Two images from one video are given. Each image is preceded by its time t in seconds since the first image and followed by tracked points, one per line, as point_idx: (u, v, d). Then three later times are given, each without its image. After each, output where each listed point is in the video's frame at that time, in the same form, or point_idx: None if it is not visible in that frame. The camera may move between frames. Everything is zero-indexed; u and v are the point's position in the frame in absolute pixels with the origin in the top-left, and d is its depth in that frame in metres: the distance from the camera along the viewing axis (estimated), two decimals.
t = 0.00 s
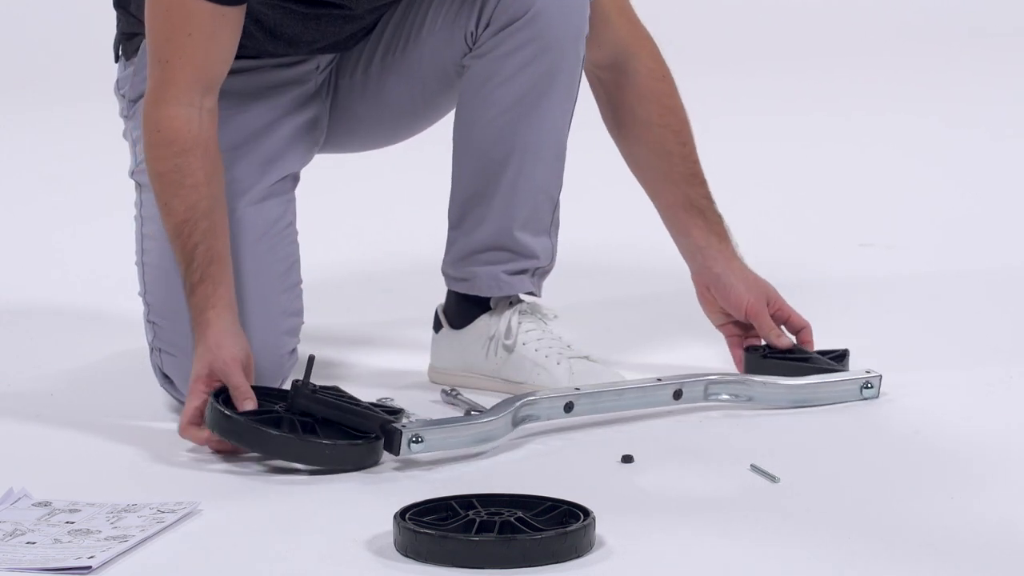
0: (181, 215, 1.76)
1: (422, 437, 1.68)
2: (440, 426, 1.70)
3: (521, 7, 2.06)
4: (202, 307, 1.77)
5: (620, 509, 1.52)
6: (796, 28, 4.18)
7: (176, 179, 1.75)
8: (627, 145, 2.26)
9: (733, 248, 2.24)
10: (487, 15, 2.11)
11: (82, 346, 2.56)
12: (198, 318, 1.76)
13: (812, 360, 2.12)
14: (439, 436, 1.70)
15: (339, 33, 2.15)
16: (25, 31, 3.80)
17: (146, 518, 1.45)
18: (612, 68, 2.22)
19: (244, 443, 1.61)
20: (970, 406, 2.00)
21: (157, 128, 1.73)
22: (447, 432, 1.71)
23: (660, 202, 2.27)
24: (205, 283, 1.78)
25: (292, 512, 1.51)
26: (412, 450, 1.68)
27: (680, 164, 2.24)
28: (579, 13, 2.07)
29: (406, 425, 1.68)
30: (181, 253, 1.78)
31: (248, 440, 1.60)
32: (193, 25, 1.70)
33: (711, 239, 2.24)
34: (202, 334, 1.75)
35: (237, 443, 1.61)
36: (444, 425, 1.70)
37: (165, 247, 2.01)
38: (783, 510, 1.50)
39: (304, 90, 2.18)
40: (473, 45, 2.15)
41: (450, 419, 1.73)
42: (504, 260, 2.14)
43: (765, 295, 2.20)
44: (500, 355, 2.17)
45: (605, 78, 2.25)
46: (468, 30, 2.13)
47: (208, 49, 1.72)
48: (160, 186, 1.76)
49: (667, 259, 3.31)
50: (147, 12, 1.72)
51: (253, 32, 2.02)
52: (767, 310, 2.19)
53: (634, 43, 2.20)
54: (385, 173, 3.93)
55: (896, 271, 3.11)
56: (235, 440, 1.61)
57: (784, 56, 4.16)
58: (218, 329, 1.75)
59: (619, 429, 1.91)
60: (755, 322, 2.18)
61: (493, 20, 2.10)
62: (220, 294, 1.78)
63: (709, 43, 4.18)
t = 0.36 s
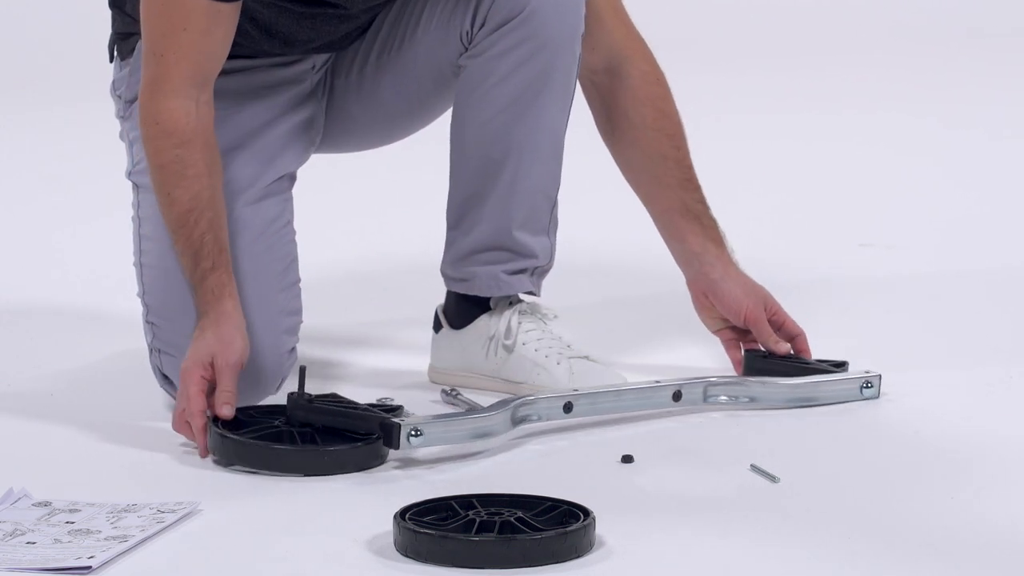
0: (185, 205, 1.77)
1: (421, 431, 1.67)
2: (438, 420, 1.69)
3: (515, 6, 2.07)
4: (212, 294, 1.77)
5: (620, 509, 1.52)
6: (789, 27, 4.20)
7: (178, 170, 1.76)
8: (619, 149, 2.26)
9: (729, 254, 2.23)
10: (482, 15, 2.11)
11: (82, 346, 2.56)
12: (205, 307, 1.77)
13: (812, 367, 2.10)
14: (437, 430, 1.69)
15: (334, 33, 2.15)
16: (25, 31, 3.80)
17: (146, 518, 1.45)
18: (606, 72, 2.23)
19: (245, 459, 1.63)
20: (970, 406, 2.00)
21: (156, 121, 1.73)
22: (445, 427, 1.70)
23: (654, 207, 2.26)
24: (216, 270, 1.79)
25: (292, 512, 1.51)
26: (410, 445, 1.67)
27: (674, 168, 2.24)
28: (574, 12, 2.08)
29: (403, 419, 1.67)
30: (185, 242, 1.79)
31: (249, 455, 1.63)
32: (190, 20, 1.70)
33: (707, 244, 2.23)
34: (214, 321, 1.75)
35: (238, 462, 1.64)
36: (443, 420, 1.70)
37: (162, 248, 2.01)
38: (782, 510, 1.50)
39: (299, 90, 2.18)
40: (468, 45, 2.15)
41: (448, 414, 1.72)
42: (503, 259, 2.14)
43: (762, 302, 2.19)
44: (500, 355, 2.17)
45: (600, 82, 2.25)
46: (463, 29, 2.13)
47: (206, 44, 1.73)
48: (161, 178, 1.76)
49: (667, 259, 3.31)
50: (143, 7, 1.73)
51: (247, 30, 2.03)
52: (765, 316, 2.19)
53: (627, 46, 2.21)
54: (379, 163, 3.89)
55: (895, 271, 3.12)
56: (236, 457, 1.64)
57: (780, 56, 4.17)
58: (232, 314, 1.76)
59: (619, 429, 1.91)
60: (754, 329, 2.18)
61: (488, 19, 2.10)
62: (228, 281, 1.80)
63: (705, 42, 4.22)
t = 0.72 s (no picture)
0: (192, 212, 1.77)
1: (437, 431, 1.67)
2: (455, 421, 1.69)
3: (510, 7, 2.07)
4: (221, 303, 1.77)
5: (621, 508, 1.52)
6: (787, 28, 4.06)
7: (183, 178, 1.76)
8: (622, 151, 2.25)
9: (738, 255, 2.22)
10: (477, 16, 2.11)
11: (82, 347, 2.56)
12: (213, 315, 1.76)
13: (824, 370, 2.12)
14: (454, 431, 1.69)
15: (330, 35, 2.15)
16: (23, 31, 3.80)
17: (146, 518, 1.45)
18: (607, 75, 2.23)
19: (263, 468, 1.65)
20: (971, 407, 2.00)
21: (159, 127, 1.73)
22: (460, 427, 1.69)
23: (660, 210, 2.25)
24: (224, 278, 1.79)
25: (293, 512, 1.51)
26: (428, 445, 1.66)
27: (679, 170, 2.23)
28: (570, 12, 2.07)
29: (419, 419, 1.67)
30: (190, 251, 1.78)
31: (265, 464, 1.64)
32: (193, 26, 1.70)
33: (714, 247, 2.22)
34: (225, 330, 1.75)
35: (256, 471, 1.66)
36: (460, 421, 1.69)
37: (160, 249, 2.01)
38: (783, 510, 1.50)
39: (293, 92, 2.18)
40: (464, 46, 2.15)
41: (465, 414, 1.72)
42: (501, 260, 2.14)
43: (772, 304, 2.19)
44: (499, 355, 2.17)
45: (601, 85, 2.24)
46: (459, 30, 2.14)
47: (208, 49, 1.73)
48: (165, 185, 1.76)
49: (667, 260, 3.32)
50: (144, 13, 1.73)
51: (244, 33, 2.03)
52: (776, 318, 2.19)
53: (627, 48, 2.21)
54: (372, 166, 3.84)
55: (895, 271, 3.12)
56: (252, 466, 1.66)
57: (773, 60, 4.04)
58: (241, 322, 1.76)
59: (629, 431, 1.91)
60: (765, 332, 2.19)
61: (483, 21, 2.10)
62: (236, 289, 1.80)
63: (703, 42, 4.08)
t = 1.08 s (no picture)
0: (185, 212, 1.77)
1: (436, 428, 1.67)
2: (454, 420, 1.69)
3: (504, 12, 2.06)
4: (219, 301, 1.78)
5: (620, 508, 1.52)
6: (786, 29, 4.04)
7: (177, 178, 1.75)
8: (624, 153, 2.25)
9: (738, 258, 2.21)
10: (472, 20, 2.11)
11: (82, 347, 2.56)
12: (209, 315, 1.77)
13: (825, 371, 2.13)
14: (453, 430, 1.69)
15: (325, 35, 2.15)
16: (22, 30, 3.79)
17: (146, 518, 1.45)
18: (606, 76, 2.22)
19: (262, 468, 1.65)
20: (971, 407, 2.00)
21: (152, 129, 1.72)
22: (460, 426, 1.70)
23: (661, 212, 2.25)
24: (220, 275, 1.80)
25: (293, 512, 1.51)
26: (427, 443, 1.67)
27: (679, 172, 2.23)
28: (566, 15, 2.06)
29: (419, 420, 1.67)
30: (186, 251, 1.79)
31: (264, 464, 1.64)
32: (183, 27, 1.71)
33: (714, 249, 2.22)
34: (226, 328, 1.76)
35: (254, 471, 1.66)
36: (460, 420, 1.69)
37: (157, 250, 2.01)
38: (784, 510, 1.50)
39: (291, 93, 2.19)
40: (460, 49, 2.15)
41: (465, 413, 1.72)
42: (499, 262, 2.14)
43: (771, 307, 2.19)
44: (500, 355, 2.17)
45: (601, 87, 2.24)
46: (453, 35, 2.14)
47: (199, 50, 1.73)
48: (158, 187, 1.76)
49: (667, 260, 3.32)
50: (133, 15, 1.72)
51: (240, 34, 2.03)
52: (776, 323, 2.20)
53: (626, 49, 2.20)
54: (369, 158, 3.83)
55: (896, 271, 3.12)
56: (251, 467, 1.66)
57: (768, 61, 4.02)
58: (239, 319, 1.78)
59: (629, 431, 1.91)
60: (764, 335, 2.20)
61: (478, 24, 2.10)
62: (231, 287, 1.81)
63: (703, 41, 4.05)
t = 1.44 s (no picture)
0: (150, 213, 1.70)
1: (436, 428, 1.67)
2: (454, 420, 1.69)
3: (509, 16, 2.06)
4: (181, 297, 1.71)
5: (620, 508, 1.52)
6: (785, 27, 4.01)
7: (141, 177, 1.69)
8: (624, 144, 2.26)
9: (733, 247, 2.23)
10: (475, 25, 2.11)
11: (82, 347, 2.56)
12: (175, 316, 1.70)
13: (825, 371, 2.12)
14: (453, 430, 1.69)
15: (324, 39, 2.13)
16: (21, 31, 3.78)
17: (146, 518, 1.45)
18: (607, 69, 2.22)
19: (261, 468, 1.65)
20: (970, 407, 2.00)
21: (118, 129, 1.66)
22: (460, 426, 1.69)
23: (659, 202, 2.26)
24: (184, 274, 1.74)
25: (293, 512, 1.51)
26: (427, 444, 1.67)
27: (677, 162, 2.24)
28: (569, 16, 2.07)
29: (420, 419, 1.66)
30: (143, 250, 1.71)
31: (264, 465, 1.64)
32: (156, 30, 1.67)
33: (710, 239, 2.23)
34: (190, 325, 1.69)
35: (254, 471, 1.66)
36: (460, 420, 1.69)
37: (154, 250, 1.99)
38: (784, 510, 1.51)
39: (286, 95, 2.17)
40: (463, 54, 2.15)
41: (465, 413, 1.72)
42: (499, 265, 2.14)
43: (767, 296, 2.19)
44: (500, 355, 2.17)
45: (602, 79, 2.24)
46: (455, 40, 2.14)
47: (170, 54, 1.70)
48: (120, 184, 1.69)
49: (668, 260, 3.32)
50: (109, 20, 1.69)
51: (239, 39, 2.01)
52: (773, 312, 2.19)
53: (627, 41, 2.20)
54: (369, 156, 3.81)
55: (896, 271, 3.12)
56: (250, 467, 1.66)
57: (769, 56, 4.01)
58: (203, 314, 1.71)
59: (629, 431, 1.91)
60: (761, 324, 2.18)
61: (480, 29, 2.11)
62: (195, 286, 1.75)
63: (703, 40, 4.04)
